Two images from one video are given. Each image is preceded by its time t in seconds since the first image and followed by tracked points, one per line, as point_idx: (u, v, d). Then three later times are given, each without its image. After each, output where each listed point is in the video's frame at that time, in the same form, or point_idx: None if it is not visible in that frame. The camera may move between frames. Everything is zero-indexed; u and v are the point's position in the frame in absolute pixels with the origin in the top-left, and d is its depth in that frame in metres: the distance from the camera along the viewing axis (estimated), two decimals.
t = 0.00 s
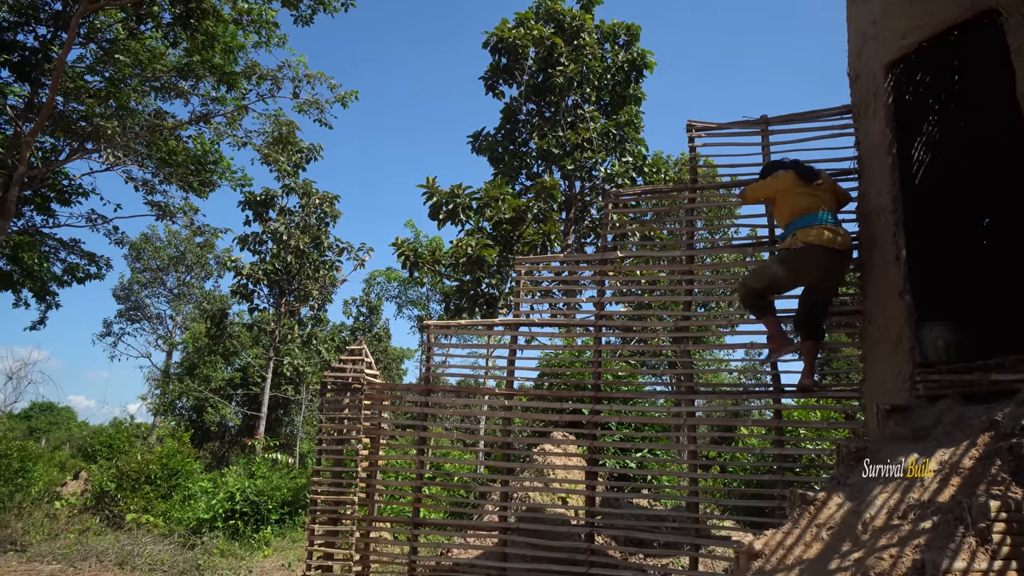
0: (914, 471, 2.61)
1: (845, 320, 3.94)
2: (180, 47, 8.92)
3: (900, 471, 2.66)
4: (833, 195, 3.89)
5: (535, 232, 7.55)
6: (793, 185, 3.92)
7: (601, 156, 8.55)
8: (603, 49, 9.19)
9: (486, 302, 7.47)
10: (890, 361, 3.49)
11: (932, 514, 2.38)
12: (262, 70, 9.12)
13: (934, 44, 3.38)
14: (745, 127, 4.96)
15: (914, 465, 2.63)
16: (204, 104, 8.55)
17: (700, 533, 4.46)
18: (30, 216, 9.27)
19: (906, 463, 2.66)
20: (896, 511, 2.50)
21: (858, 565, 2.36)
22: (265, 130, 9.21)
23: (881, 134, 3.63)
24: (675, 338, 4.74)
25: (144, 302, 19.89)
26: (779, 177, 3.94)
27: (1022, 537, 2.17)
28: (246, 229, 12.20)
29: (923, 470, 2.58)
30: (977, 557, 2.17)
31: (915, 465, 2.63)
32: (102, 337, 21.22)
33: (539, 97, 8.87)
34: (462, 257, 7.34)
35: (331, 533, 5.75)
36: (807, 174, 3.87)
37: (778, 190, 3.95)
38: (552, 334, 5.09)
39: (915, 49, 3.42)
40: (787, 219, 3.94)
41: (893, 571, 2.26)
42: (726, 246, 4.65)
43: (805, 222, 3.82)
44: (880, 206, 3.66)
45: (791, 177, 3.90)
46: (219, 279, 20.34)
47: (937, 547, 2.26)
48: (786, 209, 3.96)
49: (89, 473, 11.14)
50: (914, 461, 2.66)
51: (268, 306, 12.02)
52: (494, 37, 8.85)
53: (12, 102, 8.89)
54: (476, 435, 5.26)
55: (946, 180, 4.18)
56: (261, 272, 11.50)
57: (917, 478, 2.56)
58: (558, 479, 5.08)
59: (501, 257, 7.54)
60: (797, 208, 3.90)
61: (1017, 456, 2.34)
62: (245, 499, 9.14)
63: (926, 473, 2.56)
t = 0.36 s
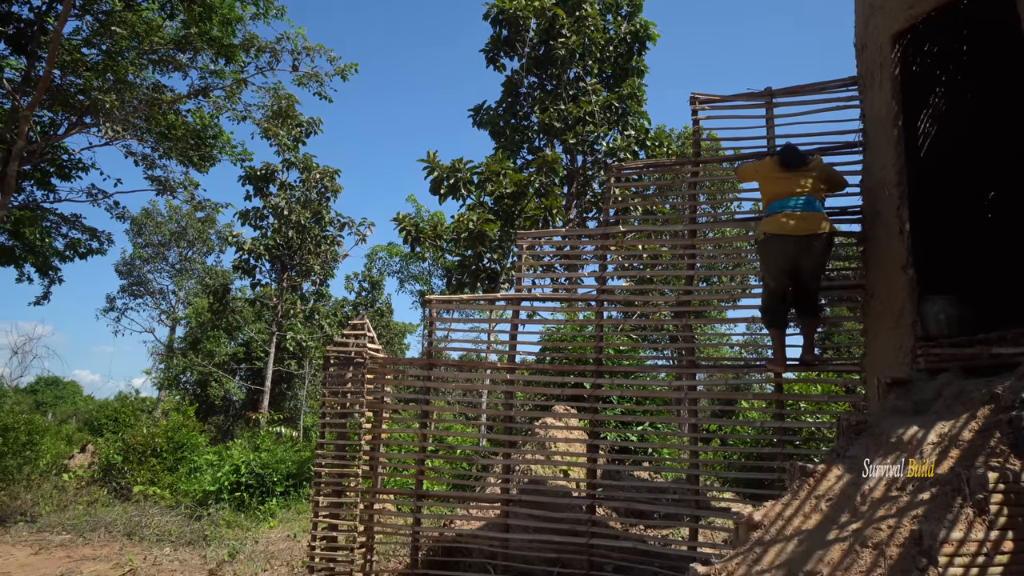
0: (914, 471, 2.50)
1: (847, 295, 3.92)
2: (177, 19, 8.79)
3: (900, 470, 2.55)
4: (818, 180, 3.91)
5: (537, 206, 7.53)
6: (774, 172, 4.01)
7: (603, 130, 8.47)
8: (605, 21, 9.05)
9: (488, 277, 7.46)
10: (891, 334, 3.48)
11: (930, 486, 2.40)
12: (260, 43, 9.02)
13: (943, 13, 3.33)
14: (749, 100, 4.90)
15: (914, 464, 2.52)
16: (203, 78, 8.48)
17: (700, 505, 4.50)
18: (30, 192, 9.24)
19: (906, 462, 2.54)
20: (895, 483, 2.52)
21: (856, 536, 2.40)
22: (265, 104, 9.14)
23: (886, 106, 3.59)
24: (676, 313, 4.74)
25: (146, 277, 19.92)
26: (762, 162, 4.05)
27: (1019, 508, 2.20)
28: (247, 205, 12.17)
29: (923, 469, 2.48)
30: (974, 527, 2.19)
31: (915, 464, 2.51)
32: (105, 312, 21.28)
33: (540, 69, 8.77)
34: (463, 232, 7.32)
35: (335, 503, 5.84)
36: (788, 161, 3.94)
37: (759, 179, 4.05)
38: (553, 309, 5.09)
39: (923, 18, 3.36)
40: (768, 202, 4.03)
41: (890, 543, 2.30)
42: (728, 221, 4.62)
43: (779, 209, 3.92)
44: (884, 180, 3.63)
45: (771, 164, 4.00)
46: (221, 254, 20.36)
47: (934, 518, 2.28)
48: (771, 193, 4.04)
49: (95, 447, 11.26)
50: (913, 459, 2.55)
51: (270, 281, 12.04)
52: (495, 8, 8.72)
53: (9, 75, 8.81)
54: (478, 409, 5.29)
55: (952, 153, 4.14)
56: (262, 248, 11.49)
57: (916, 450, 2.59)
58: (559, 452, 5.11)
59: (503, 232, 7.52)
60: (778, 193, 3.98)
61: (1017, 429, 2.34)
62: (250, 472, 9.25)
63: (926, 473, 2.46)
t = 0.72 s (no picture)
0: (914, 471, 2.39)
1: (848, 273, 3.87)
2: None
3: (900, 470, 2.44)
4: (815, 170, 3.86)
5: (538, 184, 7.51)
6: (775, 155, 3.96)
7: (606, 108, 8.40)
8: None
9: (489, 255, 7.47)
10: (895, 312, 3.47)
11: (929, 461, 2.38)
12: (259, 18, 8.93)
13: None
14: (753, 76, 4.85)
15: (914, 463, 2.41)
16: (202, 54, 8.40)
17: (699, 482, 4.55)
18: (30, 169, 9.22)
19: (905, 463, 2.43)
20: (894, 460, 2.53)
21: (855, 512, 2.42)
22: (264, 81, 9.07)
23: (893, 81, 3.55)
24: (678, 292, 4.73)
25: (148, 256, 19.94)
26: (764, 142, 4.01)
27: (1016, 484, 2.23)
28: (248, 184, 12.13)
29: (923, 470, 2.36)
30: (972, 502, 2.22)
31: (915, 464, 2.40)
32: (108, 291, 21.35)
33: (542, 45, 8.69)
34: (465, 210, 7.29)
35: (338, 479, 5.85)
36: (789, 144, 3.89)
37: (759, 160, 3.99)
38: (555, 287, 5.08)
39: None
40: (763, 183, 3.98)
41: (889, 518, 2.32)
42: (730, 198, 4.60)
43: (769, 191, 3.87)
44: (889, 157, 3.59)
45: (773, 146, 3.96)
46: (222, 233, 20.35)
47: (933, 494, 2.29)
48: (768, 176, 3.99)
49: (100, 424, 11.36)
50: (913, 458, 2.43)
51: (272, 260, 12.05)
52: None
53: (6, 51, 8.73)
54: (480, 386, 5.30)
55: (958, 130, 4.10)
56: (264, 226, 11.47)
57: (916, 427, 2.58)
58: (560, 429, 5.13)
59: (504, 210, 7.51)
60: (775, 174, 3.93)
61: (1017, 406, 2.34)
62: (254, 449, 9.31)
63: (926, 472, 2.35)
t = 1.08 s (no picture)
0: (913, 470, 2.35)
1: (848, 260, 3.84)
2: None
3: (899, 470, 2.39)
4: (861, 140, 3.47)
5: (538, 170, 7.49)
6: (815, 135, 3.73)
7: (606, 93, 8.36)
8: None
9: (489, 242, 7.47)
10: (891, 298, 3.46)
11: (926, 448, 2.39)
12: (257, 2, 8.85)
13: None
14: (754, 61, 4.82)
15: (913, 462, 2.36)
16: (199, 38, 8.34)
17: (698, 467, 4.57)
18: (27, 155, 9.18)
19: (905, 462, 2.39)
20: (892, 446, 2.53)
21: (852, 497, 2.43)
22: (262, 67, 9.00)
23: (895, 66, 3.55)
24: (677, 279, 4.73)
25: (147, 243, 19.92)
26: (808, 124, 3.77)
27: (1013, 469, 2.24)
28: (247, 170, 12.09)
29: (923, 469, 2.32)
30: (969, 487, 2.23)
31: (914, 463, 2.35)
32: (107, 278, 21.36)
33: (542, 30, 8.63)
34: (465, 197, 7.26)
35: (338, 465, 5.89)
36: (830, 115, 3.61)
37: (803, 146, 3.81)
38: (555, 274, 5.08)
39: None
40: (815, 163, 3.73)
41: (886, 503, 2.33)
42: (731, 185, 4.58)
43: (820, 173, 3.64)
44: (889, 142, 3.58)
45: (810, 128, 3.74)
46: (221, 219, 20.32)
47: (930, 479, 2.30)
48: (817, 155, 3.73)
49: (101, 410, 11.40)
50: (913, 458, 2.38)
51: (271, 247, 12.04)
52: None
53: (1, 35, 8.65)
54: (479, 372, 5.31)
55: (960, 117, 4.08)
56: (263, 213, 11.45)
57: (914, 414, 2.58)
58: (560, 415, 5.15)
59: (504, 197, 7.49)
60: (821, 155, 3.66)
61: (1014, 391, 2.35)
62: (254, 435, 9.35)
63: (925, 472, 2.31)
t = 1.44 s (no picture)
0: (914, 471, 2.34)
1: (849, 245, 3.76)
2: None
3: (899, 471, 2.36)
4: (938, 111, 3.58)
5: (538, 156, 7.45)
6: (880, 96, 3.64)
7: (606, 78, 8.31)
8: None
9: (488, 228, 7.46)
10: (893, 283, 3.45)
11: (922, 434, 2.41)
12: None
13: None
14: (755, 46, 4.79)
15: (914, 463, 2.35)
16: (196, 23, 8.27)
17: (696, 452, 4.60)
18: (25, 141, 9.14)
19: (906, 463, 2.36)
20: (889, 431, 2.50)
21: (849, 482, 2.43)
22: (260, 51, 8.92)
23: (896, 51, 3.57)
24: (677, 265, 4.73)
25: (146, 229, 19.89)
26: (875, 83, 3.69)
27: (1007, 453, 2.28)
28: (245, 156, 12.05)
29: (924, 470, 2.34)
30: (966, 472, 2.33)
31: (915, 464, 2.35)
32: (106, 264, 21.34)
33: (542, 15, 8.57)
34: (464, 183, 7.22)
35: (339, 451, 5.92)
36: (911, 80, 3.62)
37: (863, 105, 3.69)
38: (555, 260, 5.07)
39: None
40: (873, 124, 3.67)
41: (883, 488, 2.35)
42: (732, 171, 4.56)
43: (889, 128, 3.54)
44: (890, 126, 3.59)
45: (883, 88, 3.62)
46: (220, 205, 20.26)
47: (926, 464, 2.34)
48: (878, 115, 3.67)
49: (102, 396, 11.43)
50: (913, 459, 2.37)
51: (270, 234, 12.03)
52: None
53: None
54: (479, 358, 5.33)
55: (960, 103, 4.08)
56: (262, 198, 11.42)
57: (911, 399, 2.53)
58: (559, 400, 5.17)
59: (503, 182, 7.47)
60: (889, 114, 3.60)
61: (1012, 377, 2.37)
62: (255, 421, 9.39)
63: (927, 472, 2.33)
